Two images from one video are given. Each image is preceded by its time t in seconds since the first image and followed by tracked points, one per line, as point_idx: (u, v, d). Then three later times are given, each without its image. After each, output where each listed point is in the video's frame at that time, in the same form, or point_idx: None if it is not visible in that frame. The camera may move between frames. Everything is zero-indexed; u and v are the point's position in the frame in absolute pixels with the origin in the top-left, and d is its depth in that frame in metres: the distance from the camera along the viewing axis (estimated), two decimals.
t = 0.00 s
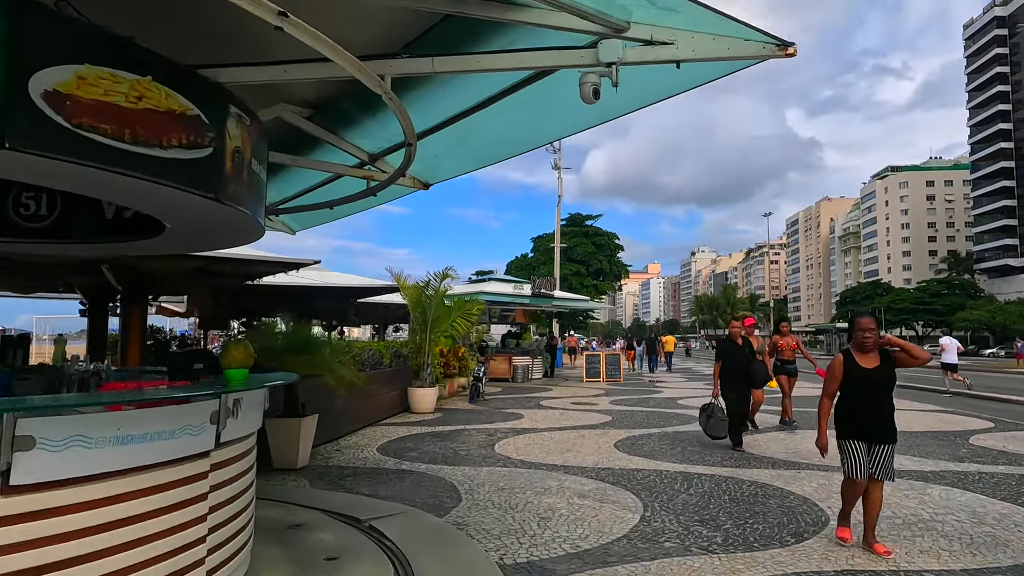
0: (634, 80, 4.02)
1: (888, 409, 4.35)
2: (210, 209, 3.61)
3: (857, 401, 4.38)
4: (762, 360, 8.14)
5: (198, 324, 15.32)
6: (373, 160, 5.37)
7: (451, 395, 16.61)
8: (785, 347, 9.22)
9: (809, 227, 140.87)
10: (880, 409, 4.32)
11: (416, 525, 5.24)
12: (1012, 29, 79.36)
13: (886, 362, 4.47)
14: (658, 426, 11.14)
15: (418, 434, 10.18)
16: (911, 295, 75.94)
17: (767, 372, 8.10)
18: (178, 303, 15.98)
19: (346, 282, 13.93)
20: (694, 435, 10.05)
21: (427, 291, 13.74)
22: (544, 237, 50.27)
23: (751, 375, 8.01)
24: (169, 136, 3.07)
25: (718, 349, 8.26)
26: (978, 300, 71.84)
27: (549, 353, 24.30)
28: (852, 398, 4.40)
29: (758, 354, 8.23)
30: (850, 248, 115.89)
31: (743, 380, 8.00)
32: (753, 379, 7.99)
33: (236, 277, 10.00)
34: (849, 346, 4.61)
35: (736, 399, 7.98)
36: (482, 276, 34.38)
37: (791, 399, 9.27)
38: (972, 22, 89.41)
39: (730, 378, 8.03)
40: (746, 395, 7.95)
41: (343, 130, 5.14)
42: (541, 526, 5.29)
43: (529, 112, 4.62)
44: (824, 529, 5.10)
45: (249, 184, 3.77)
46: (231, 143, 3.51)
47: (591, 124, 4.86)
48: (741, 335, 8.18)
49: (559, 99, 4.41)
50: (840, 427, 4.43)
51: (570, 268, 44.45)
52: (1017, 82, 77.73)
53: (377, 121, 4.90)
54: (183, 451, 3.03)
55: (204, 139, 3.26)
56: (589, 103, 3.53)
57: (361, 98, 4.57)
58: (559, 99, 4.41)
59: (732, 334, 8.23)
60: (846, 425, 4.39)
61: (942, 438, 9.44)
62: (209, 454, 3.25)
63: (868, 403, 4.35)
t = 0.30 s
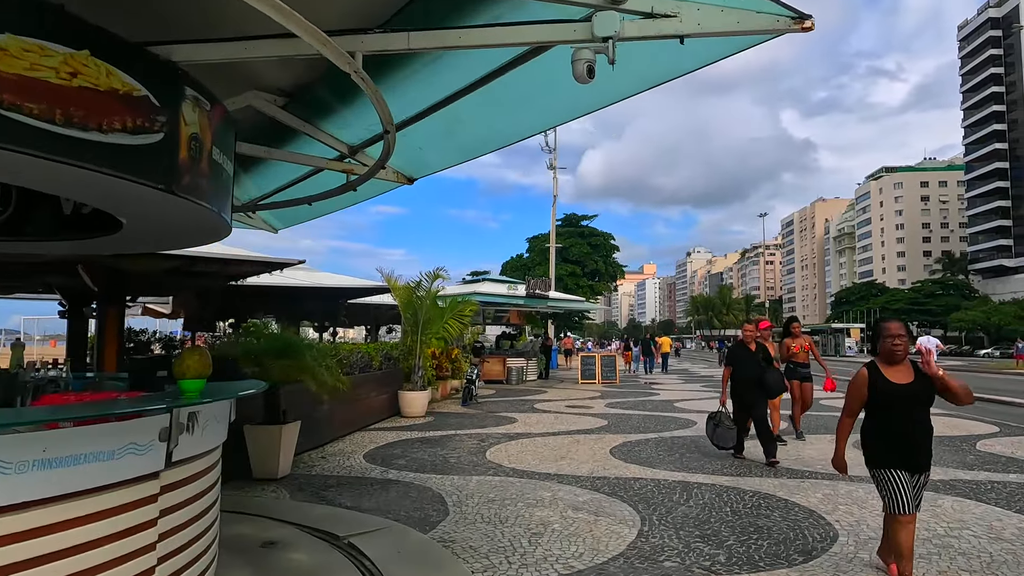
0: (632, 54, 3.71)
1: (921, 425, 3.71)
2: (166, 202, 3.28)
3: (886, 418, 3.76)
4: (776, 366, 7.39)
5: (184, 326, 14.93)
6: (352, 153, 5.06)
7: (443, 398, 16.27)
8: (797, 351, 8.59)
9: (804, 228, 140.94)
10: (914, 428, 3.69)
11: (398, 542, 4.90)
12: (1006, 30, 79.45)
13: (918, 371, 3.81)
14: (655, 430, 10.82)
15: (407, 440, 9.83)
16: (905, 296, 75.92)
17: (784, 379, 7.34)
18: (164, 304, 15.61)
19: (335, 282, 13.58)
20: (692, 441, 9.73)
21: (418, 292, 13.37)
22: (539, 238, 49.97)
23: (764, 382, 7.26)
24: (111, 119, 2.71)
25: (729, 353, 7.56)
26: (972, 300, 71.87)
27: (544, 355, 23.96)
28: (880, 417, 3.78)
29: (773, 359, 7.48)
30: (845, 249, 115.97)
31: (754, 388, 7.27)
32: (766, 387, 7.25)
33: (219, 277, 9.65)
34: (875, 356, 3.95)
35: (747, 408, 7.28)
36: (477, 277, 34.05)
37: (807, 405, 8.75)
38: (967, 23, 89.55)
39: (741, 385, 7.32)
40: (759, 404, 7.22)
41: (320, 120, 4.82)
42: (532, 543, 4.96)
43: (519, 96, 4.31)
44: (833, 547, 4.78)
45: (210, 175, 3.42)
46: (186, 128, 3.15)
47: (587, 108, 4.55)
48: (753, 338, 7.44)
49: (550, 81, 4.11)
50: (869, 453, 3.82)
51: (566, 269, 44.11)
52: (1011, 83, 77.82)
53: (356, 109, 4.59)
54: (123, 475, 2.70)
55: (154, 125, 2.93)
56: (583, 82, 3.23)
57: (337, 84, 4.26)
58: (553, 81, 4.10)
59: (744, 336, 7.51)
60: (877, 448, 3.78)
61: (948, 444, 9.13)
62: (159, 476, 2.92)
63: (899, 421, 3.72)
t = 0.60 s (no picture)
0: (646, 13, 3.38)
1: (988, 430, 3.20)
2: (127, 178, 2.95)
3: (946, 424, 3.23)
4: (798, 364, 6.75)
5: (172, 326, 14.58)
6: (337, 135, 4.76)
7: (437, 399, 15.95)
8: (819, 352, 8.27)
9: (799, 229, 141.10)
10: (978, 431, 3.19)
11: (388, 554, 4.56)
12: (1000, 32, 79.64)
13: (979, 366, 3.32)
14: (656, 432, 10.52)
15: (400, 443, 9.51)
16: (900, 297, 75.92)
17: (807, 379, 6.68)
18: (152, 303, 15.25)
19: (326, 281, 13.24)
20: (695, 443, 9.43)
21: (411, 290, 13.04)
22: (534, 239, 49.68)
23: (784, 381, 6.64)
24: (54, 79, 2.38)
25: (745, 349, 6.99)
26: (967, 301, 71.93)
27: (540, 356, 23.66)
28: (941, 426, 3.24)
29: (795, 357, 6.78)
30: (840, 250, 116.08)
31: (772, 387, 6.64)
32: (786, 387, 6.62)
33: (205, 275, 9.30)
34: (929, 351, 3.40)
35: (763, 410, 6.65)
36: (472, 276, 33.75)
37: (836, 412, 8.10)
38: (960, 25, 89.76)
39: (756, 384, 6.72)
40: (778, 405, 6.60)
41: (302, 101, 4.50)
42: (532, 554, 4.64)
43: (519, 68, 3.96)
44: (854, 557, 4.47)
45: (176, 151, 3.08)
46: (147, 97, 2.81)
47: (590, 82, 4.23)
48: (772, 334, 6.84)
49: (556, 49, 3.75)
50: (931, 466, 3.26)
51: (561, 269, 43.85)
52: (1004, 85, 78.01)
53: (340, 88, 4.27)
54: (65, 486, 2.37)
55: (107, 90, 2.59)
56: (592, 39, 2.92)
57: (319, 59, 3.94)
58: (554, 50, 3.76)
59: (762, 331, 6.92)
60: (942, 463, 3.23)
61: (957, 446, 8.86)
62: (112, 485, 2.59)
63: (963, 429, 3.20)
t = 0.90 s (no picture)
0: None
1: None
2: (82, 164, 2.61)
3: None
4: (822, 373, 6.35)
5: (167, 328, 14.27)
6: (328, 125, 4.44)
7: (438, 402, 15.63)
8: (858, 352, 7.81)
9: (801, 230, 140.63)
10: None
11: None
12: (1004, 31, 79.19)
13: None
14: (662, 437, 10.18)
15: (399, 449, 9.18)
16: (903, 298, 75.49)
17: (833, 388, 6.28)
18: (146, 305, 14.93)
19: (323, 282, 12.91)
20: (704, 449, 9.09)
21: (411, 291, 12.70)
22: (536, 239, 49.34)
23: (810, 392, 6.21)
24: None
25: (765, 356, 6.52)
26: (971, 302, 71.55)
27: (542, 357, 23.33)
28: None
29: (819, 365, 6.37)
30: (842, 250, 115.67)
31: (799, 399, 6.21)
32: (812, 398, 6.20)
33: (196, 275, 8.98)
34: None
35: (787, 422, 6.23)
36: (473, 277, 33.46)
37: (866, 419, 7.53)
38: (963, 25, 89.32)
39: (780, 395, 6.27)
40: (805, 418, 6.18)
41: (289, 87, 4.17)
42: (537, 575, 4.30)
43: (523, 49, 3.57)
44: None
45: (141, 135, 2.74)
46: (103, 72, 2.48)
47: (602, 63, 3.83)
48: (794, 340, 6.37)
49: (564, 27, 3.36)
50: None
51: (563, 270, 43.52)
52: (1008, 84, 77.55)
53: (330, 71, 3.93)
54: None
55: (53, 61, 2.26)
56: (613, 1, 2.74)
57: (305, 38, 3.61)
58: (558, 29, 3.38)
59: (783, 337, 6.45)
60: None
61: (978, 452, 8.50)
62: (56, 514, 2.26)
63: None
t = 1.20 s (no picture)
0: None
1: None
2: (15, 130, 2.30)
3: None
4: (847, 368, 5.74)
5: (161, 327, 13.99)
6: (309, 104, 4.13)
7: (438, 403, 15.34)
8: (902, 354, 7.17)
9: (805, 231, 140.08)
10: None
11: None
12: (1010, 31, 78.62)
13: None
14: (668, 440, 9.86)
15: (395, 452, 8.87)
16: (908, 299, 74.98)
17: (861, 384, 5.66)
18: (140, 304, 14.67)
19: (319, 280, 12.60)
20: (711, 452, 8.76)
21: (409, 290, 12.39)
22: (539, 240, 49.02)
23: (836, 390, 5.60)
24: None
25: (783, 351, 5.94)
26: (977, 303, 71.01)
27: (545, 358, 23.00)
28: None
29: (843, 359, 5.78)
30: (847, 252, 115.14)
31: (822, 398, 5.63)
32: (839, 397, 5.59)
33: (185, 272, 8.67)
34: None
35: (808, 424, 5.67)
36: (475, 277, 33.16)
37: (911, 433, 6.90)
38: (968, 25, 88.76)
39: (802, 393, 5.70)
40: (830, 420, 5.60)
41: (266, 61, 3.87)
42: None
43: (509, 11, 3.26)
44: None
45: (85, 101, 2.44)
46: (35, 25, 2.18)
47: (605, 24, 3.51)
48: (815, 332, 5.80)
49: None
50: None
51: (566, 271, 43.19)
52: (1013, 84, 76.99)
53: (307, 42, 3.62)
54: None
55: None
56: None
57: (278, 5, 3.30)
58: None
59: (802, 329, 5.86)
60: None
61: (997, 455, 8.15)
62: None
63: None
